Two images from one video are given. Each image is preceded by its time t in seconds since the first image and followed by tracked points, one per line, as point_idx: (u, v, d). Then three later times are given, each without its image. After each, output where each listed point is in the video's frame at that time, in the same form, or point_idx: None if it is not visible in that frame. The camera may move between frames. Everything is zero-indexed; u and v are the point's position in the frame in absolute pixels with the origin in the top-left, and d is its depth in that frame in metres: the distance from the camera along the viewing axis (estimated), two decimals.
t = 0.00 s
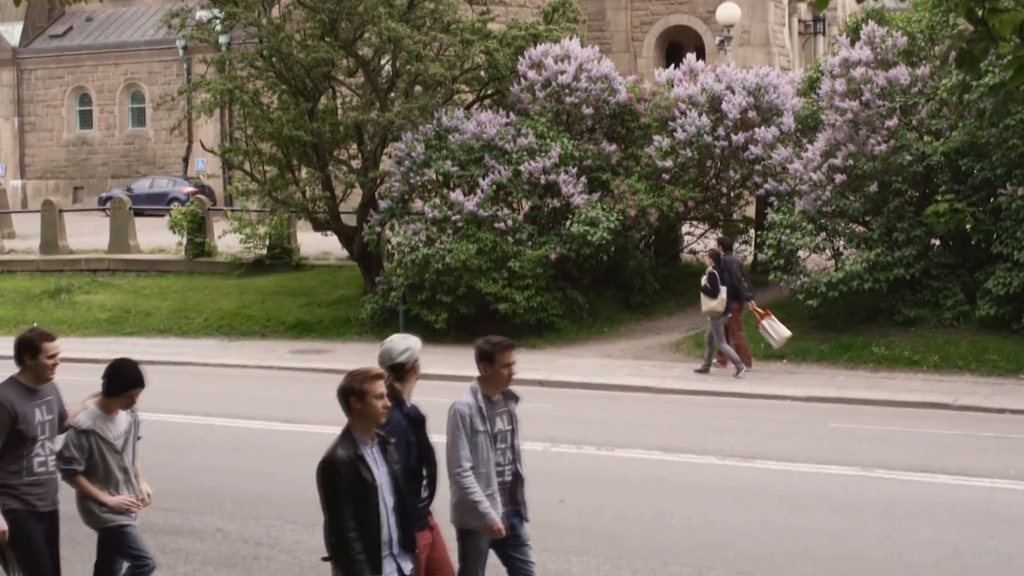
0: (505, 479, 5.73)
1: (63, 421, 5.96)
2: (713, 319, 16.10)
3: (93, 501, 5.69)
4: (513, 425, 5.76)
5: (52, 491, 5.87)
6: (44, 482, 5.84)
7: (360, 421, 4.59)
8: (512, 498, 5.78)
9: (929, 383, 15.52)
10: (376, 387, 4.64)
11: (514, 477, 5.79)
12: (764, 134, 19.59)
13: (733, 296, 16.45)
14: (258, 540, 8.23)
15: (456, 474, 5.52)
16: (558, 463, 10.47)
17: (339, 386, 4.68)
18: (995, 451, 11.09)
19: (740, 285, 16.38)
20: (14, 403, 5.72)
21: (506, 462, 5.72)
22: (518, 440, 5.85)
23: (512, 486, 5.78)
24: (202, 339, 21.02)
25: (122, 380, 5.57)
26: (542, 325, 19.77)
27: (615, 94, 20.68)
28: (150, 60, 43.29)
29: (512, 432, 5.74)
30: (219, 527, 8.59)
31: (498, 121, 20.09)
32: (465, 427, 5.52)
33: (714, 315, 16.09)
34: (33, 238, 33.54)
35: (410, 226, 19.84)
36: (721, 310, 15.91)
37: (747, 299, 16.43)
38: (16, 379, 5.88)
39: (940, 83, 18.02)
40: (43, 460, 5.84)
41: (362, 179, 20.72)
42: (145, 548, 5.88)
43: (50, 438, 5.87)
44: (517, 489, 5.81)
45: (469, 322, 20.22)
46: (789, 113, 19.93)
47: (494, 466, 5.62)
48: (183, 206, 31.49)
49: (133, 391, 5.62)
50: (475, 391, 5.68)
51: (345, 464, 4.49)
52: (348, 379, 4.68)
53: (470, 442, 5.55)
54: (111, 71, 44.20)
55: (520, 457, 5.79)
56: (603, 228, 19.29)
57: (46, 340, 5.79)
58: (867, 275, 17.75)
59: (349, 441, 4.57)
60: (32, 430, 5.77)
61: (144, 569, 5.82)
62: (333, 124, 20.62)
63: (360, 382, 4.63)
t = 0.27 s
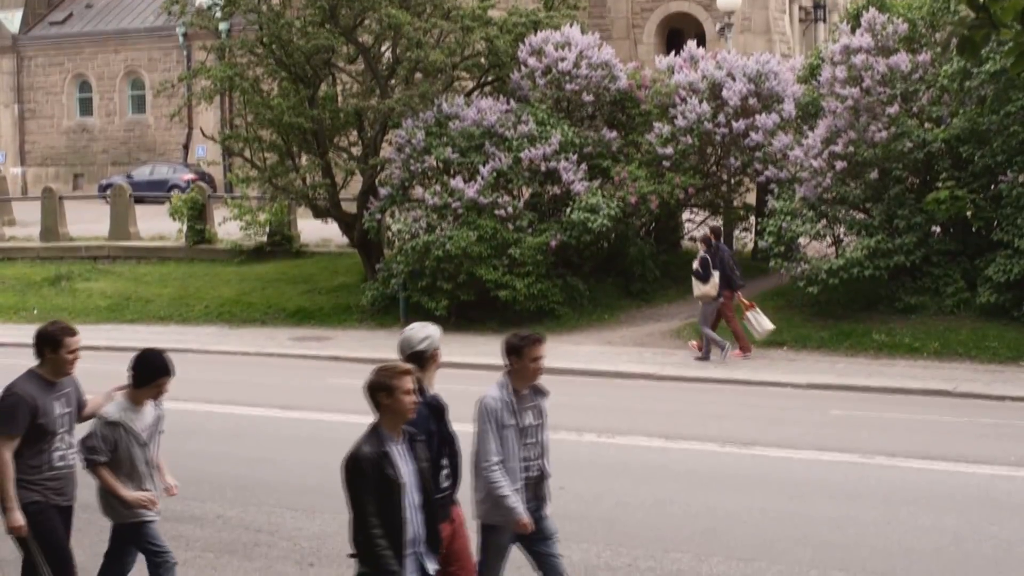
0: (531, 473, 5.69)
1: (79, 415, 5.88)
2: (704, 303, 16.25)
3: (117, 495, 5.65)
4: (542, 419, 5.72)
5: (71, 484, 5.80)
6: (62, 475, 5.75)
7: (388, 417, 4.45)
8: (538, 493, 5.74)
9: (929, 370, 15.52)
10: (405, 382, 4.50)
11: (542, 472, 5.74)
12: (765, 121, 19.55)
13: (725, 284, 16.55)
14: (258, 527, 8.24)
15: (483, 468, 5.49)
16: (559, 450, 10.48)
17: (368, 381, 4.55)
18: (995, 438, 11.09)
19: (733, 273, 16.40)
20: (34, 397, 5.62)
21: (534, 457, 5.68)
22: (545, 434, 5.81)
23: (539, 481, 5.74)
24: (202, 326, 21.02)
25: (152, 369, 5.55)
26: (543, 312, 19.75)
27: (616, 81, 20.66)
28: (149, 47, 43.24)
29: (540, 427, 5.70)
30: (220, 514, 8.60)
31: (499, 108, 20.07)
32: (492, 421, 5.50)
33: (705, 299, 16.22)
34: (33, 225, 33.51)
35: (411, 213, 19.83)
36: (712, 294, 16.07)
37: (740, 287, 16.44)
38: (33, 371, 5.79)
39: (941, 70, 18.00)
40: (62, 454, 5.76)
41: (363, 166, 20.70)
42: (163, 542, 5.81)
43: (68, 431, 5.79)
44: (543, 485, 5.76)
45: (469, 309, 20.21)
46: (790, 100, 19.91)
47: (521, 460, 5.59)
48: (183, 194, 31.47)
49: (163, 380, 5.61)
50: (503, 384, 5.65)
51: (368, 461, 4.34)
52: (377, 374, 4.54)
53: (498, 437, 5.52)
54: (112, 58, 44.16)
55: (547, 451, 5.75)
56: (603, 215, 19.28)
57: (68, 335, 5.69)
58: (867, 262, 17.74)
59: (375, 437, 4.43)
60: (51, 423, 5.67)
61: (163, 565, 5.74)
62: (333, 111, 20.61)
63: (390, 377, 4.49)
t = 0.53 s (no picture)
0: (561, 464, 5.60)
1: (95, 406, 5.72)
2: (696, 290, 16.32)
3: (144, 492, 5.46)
4: (572, 409, 5.64)
5: (92, 481, 5.63)
6: (84, 473, 5.59)
7: (422, 413, 4.44)
8: (569, 485, 5.63)
9: (929, 357, 15.53)
10: (439, 379, 4.50)
11: (572, 463, 5.64)
12: (766, 108, 19.51)
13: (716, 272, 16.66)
14: (259, 514, 8.25)
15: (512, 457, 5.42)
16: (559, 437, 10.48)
17: (402, 375, 4.54)
18: (996, 426, 11.10)
19: (723, 260, 16.50)
20: (54, 393, 5.45)
21: (564, 447, 5.59)
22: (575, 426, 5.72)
23: (570, 472, 5.64)
24: (202, 313, 21.02)
25: (183, 362, 5.42)
26: (544, 300, 19.75)
27: (616, 68, 20.63)
28: (149, 34, 43.24)
29: (570, 417, 5.62)
30: (221, 501, 8.61)
31: (499, 95, 20.06)
32: (521, 409, 5.43)
33: (698, 285, 16.33)
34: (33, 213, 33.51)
35: (411, 201, 19.86)
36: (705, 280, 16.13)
37: (728, 275, 16.55)
38: (50, 367, 5.62)
39: (942, 56, 17.97)
40: (84, 450, 5.59)
41: (363, 154, 20.70)
42: (187, 541, 5.66)
43: (88, 427, 5.63)
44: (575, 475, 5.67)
45: (469, 296, 20.19)
46: (790, 87, 19.85)
47: (550, 449, 5.50)
48: (183, 182, 31.47)
49: (192, 373, 5.46)
50: (533, 373, 5.57)
51: (403, 456, 4.31)
52: (411, 368, 4.53)
53: (527, 426, 5.45)
54: (112, 46, 44.16)
55: (577, 443, 5.66)
56: (603, 202, 19.27)
57: (88, 330, 5.52)
58: (868, 249, 17.75)
59: (408, 431, 4.41)
60: (72, 419, 5.51)
61: (189, 566, 5.58)
62: (333, 98, 20.64)
63: (425, 373, 4.48)
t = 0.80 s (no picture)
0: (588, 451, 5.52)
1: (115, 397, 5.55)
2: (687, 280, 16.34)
3: (174, 483, 5.40)
4: (598, 396, 5.56)
5: (115, 472, 5.48)
6: (107, 464, 5.42)
7: (456, 401, 4.36)
8: (596, 472, 5.55)
9: (930, 346, 15.53)
10: (476, 366, 4.40)
11: (599, 450, 5.56)
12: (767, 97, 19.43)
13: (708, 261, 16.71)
14: (259, 503, 8.25)
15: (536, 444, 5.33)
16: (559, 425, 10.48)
17: (439, 361, 4.46)
18: (996, 415, 11.10)
19: (714, 247, 16.62)
20: (72, 388, 5.26)
21: (591, 434, 5.50)
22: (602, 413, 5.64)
23: (596, 459, 5.55)
24: (202, 302, 21.02)
25: (208, 350, 5.32)
26: (544, 289, 19.73)
27: (616, 57, 20.52)
28: (149, 22, 43.24)
29: (596, 403, 5.53)
30: (222, 490, 8.60)
31: (499, 84, 20.03)
32: (545, 394, 5.34)
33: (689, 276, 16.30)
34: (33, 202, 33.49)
35: (411, 189, 19.86)
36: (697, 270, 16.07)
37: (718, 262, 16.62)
38: (65, 360, 5.42)
39: (942, 45, 17.94)
40: (106, 442, 5.43)
41: (363, 143, 20.72)
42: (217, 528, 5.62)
43: (108, 418, 5.45)
44: (602, 463, 5.58)
45: (469, 286, 20.18)
46: (791, 76, 19.79)
47: (577, 436, 5.42)
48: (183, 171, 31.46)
49: (218, 360, 5.37)
50: (559, 358, 5.49)
51: (435, 448, 4.27)
52: (448, 354, 4.45)
53: (552, 412, 5.37)
54: (111, 34, 44.15)
55: (604, 429, 5.57)
56: (603, 191, 19.27)
57: (106, 323, 5.33)
58: (868, 238, 17.73)
59: (443, 421, 4.35)
60: (92, 413, 5.33)
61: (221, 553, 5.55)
62: (332, 87, 20.66)
63: (461, 360, 4.39)
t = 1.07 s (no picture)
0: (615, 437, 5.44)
1: (134, 379, 5.44)
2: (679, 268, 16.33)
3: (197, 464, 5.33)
4: (623, 382, 5.47)
5: (134, 457, 5.38)
6: (129, 449, 5.34)
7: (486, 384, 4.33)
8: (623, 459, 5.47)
9: (931, 335, 15.52)
10: (506, 352, 4.39)
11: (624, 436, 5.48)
12: (766, 86, 19.48)
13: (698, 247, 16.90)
14: (259, 492, 8.26)
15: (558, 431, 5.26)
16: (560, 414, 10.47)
17: (469, 349, 4.44)
18: (995, 403, 11.11)
19: (704, 233, 16.83)
20: (92, 373, 5.16)
21: (617, 419, 5.43)
22: (630, 399, 5.55)
23: (622, 445, 5.48)
24: (202, 291, 21.02)
25: (229, 325, 5.30)
26: (544, 278, 19.72)
27: (616, 46, 20.53)
28: (149, 11, 43.25)
29: (622, 389, 5.45)
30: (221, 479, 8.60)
31: (499, 73, 20.01)
32: (570, 381, 5.26)
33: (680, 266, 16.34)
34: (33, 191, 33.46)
35: (411, 178, 19.86)
36: (688, 261, 16.17)
37: (707, 248, 16.85)
38: (83, 345, 5.31)
39: (943, 33, 17.91)
40: (126, 426, 5.33)
41: (362, 132, 20.74)
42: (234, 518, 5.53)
43: (130, 403, 5.36)
44: (627, 450, 5.51)
45: (469, 275, 20.16)
46: (792, 65, 19.74)
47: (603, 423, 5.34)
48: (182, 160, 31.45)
49: (239, 338, 5.33)
50: (585, 345, 5.40)
51: (467, 427, 4.23)
52: (479, 342, 4.43)
53: (577, 399, 5.30)
54: (111, 23, 44.15)
55: (631, 415, 5.50)
56: (603, 179, 19.28)
57: (125, 309, 5.21)
58: (868, 227, 17.72)
59: (474, 404, 4.31)
60: (113, 399, 5.23)
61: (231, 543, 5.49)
62: (333, 76, 20.73)
63: (493, 345, 4.39)
